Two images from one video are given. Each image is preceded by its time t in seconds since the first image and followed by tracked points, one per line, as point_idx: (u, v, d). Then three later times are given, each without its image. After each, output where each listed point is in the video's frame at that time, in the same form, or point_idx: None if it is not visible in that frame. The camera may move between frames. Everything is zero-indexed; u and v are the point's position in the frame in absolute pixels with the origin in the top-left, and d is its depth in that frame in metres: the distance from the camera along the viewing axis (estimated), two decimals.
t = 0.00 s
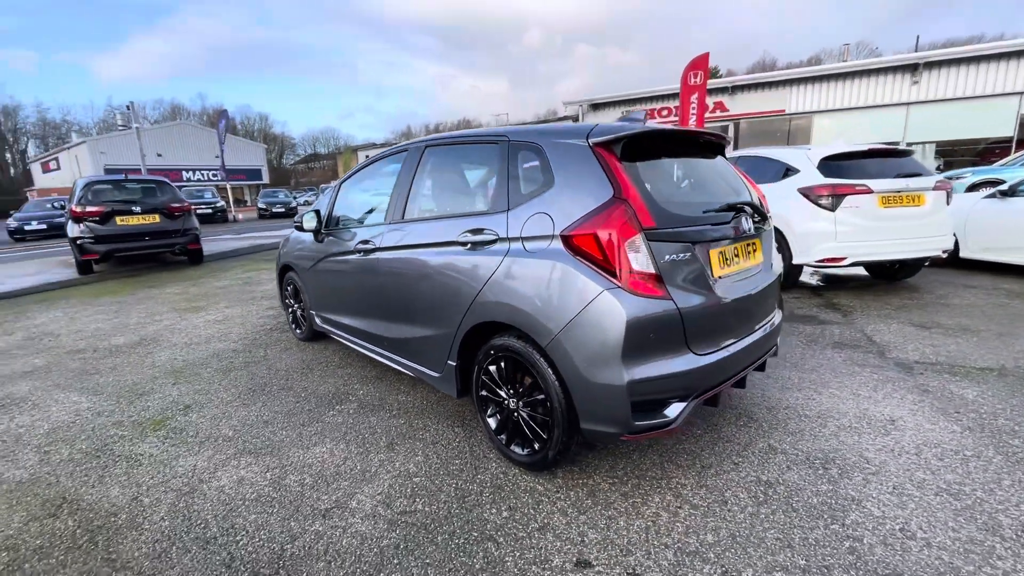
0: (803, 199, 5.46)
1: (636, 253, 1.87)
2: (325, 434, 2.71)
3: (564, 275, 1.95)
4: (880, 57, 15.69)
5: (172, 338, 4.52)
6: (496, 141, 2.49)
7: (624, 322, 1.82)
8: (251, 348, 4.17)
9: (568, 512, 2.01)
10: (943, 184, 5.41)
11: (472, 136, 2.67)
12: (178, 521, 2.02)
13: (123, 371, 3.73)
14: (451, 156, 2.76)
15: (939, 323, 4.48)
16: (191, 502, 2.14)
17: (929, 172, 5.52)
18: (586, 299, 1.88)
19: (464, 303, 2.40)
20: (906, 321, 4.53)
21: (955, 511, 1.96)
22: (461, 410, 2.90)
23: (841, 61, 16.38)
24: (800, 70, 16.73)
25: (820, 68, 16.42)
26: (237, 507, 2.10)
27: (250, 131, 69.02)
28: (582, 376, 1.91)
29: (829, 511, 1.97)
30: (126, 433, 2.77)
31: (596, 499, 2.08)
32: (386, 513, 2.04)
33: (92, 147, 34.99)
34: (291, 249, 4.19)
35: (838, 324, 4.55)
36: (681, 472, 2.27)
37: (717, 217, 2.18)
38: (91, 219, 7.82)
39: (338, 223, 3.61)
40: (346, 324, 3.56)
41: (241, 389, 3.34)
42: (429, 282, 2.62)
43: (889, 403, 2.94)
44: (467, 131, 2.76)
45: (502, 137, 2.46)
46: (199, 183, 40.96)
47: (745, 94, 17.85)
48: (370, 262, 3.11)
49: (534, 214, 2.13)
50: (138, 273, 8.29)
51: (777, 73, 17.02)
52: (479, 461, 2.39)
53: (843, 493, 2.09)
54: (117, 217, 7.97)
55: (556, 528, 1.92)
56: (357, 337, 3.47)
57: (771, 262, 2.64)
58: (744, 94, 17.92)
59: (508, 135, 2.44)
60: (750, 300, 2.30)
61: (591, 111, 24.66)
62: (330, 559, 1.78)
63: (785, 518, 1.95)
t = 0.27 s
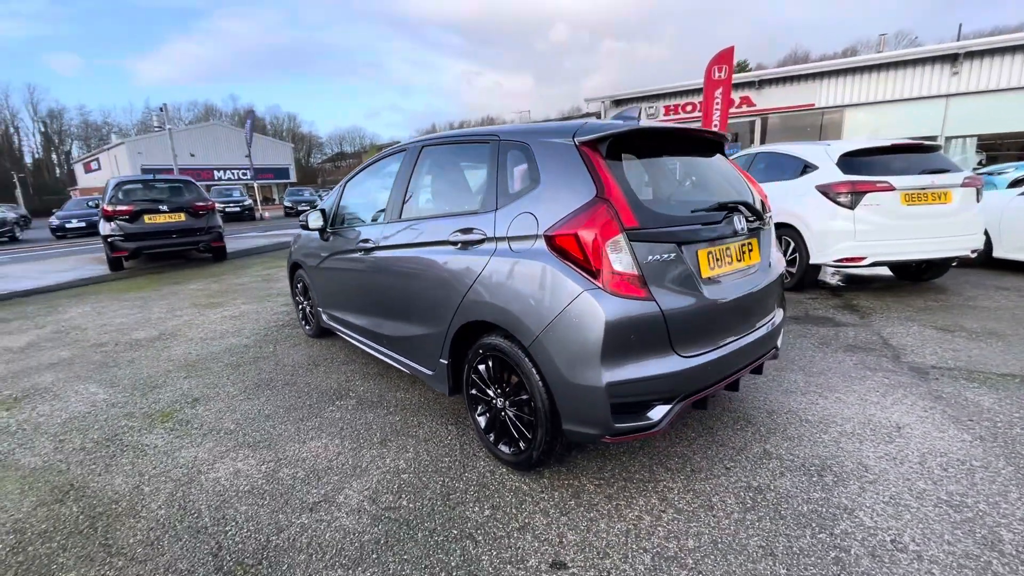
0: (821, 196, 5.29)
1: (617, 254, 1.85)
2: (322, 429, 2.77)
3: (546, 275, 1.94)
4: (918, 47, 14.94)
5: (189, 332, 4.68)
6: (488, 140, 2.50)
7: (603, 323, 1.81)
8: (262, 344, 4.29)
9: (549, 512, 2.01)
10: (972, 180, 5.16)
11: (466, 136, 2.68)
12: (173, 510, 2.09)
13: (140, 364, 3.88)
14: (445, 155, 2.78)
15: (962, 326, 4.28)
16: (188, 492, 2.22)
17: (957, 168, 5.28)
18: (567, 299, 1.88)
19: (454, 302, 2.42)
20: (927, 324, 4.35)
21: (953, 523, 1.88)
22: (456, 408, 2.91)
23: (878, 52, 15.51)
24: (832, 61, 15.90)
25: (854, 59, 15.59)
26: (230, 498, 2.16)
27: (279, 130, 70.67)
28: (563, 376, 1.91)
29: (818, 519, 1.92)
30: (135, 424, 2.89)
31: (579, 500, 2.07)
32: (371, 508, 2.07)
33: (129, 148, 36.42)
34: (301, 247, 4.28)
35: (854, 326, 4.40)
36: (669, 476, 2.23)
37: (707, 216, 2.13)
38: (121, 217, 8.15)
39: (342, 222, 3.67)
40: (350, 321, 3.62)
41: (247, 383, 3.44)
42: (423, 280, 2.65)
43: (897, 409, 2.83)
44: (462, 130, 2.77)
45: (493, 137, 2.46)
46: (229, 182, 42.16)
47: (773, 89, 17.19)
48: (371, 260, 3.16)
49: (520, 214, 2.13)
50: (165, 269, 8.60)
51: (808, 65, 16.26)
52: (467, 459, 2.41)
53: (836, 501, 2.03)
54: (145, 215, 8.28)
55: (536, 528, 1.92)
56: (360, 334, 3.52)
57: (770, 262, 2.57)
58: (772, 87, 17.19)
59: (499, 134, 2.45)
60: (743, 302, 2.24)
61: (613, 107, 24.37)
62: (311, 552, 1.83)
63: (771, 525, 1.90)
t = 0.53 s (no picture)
0: (841, 195, 5.15)
1: (597, 257, 1.84)
2: (322, 425, 2.84)
3: (529, 279, 1.95)
4: (959, 37, 14.18)
5: (207, 329, 4.85)
6: (481, 143, 2.52)
7: (583, 326, 1.81)
8: (274, 341, 4.41)
9: (532, 514, 2.01)
10: (1004, 178, 4.90)
11: (461, 138, 2.72)
12: (174, 500, 2.19)
13: (159, 359, 4.05)
14: (442, 158, 2.81)
15: (987, 332, 4.09)
16: (189, 483, 2.31)
17: (989, 165, 5.02)
18: (547, 303, 1.89)
19: (446, 304, 2.45)
20: (949, 330, 4.17)
21: (949, 539, 1.81)
22: (452, 407, 2.95)
23: (918, 43, 14.64)
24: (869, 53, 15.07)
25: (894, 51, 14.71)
26: (228, 490, 2.24)
27: (307, 131, 72.26)
28: (545, 379, 1.92)
29: (806, 529, 1.87)
30: (148, 417, 3.02)
31: (563, 502, 2.07)
32: (359, 504, 2.12)
33: (166, 150, 37.84)
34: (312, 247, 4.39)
35: (871, 331, 4.25)
36: (658, 481, 2.21)
37: (696, 218, 2.10)
38: (151, 217, 8.50)
39: (349, 223, 3.76)
40: (356, 320, 3.70)
41: (256, 380, 3.55)
42: (419, 281, 2.69)
43: (905, 417, 2.73)
44: (458, 133, 2.80)
45: (486, 140, 2.49)
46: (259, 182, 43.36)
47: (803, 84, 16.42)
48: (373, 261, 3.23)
49: (506, 216, 2.15)
50: (192, 268, 8.92)
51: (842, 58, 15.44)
52: (458, 458, 2.43)
53: (827, 512, 1.97)
54: (174, 215, 8.60)
55: (517, 529, 1.93)
56: (365, 333, 3.60)
57: (769, 264, 2.51)
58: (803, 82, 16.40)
59: (491, 137, 2.47)
60: (735, 305, 2.20)
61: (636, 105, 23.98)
62: (297, 544, 1.88)
63: (756, 534, 1.87)
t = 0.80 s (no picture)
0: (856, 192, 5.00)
1: (567, 254, 1.88)
2: (319, 415, 2.95)
3: (503, 275, 2.01)
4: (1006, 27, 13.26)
5: (225, 323, 5.07)
6: (468, 142, 2.59)
7: (552, 321, 1.85)
8: (285, 335, 4.58)
9: (506, 505, 2.06)
10: None
11: (452, 138, 2.79)
12: (173, 480, 2.32)
13: (176, 350, 4.26)
14: (435, 157, 2.89)
15: (1008, 334, 3.92)
16: (189, 465, 2.45)
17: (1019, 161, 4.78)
18: (519, 298, 1.93)
19: (432, 298, 2.52)
20: (967, 332, 4.00)
21: (925, 543, 1.77)
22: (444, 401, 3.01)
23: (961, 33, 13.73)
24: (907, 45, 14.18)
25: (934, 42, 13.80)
26: (223, 473, 2.36)
27: (336, 132, 73.79)
28: (518, 373, 1.96)
29: (777, 528, 1.86)
30: (159, 404, 3.19)
31: (539, 495, 2.11)
32: (343, 490, 2.20)
33: (201, 151, 39.27)
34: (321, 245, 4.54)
35: (882, 332, 4.12)
36: (636, 476, 2.23)
37: (674, 215, 2.10)
38: (180, 216, 8.88)
39: (352, 221, 3.88)
40: (358, 316, 3.81)
41: (263, 371, 3.70)
42: (411, 277, 2.77)
43: (903, 420, 2.65)
44: (450, 132, 2.88)
45: (473, 139, 2.55)
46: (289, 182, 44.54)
47: (835, 78, 15.59)
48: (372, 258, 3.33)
49: (486, 214, 2.20)
50: (218, 264, 9.27)
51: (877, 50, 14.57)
52: (443, 450, 2.50)
53: (803, 512, 1.95)
54: (201, 214, 8.97)
55: (490, 518, 1.98)
56: (366, 328, 3.70)
57: (757, 261, 2.48)
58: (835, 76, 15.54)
59: (477, 136, 2.53)
60: (714, 303, 2.19)
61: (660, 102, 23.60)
62: (280, 525, 1.98)
63: (726, 531, 1.86)
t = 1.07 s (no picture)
0: (869, 191, 4.87)
1: (536, 254, 1.94)
2: (317, 407, 3.08)
3: (479, 274, 2.09)
4: None
5: (242, 318, 5.30)
6: (458, 145, 2.69)
7: (521, 319, 1.91)
8: (296, 330, 4.76)
9: (481, 497, 2.13)
10: None
11: (445, 141, 2.89)
12: (176, 464, 2.48)
13: (194, 343, 4.48)
14: (429, 159, 3.00)
15: None
16: (193, 451, 2.61)
17: None
18: (491, 296, 2.01)
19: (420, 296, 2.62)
20: (981, 337, 3.87)
21: (892, 548, 1.76)
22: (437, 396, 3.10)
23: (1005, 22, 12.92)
24: (946, 37, 13.40)
25: (976, 32, 13.02)
26: (221, 459, 2.51)
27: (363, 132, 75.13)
28: (492, 369, 2.03)
29: (743, 528, 1.88)
30: (173, 394, 3.38)
31: (514, 488, 2.17)
32: (329, 478, 2.31)
33: (234, 152, 40.61)
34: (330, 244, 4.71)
35: (891, 335, 4.02)
36: (612, 473, 2.26)
37: (648, 216, 2.13)
38: (207, 215, 9.26)
39: (358, 220, 4.03)
40: (361, 313, 3.94)
41: (271, 364, 3.86)
42: (403, 275, 2.88)
43: (894, 425, 2.60)
44: (444, 135, 2.98)
45: (462, 142, 2.65)
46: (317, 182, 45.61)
47: (869, 72, 14.82)
48: (372, 256, 3.46)
49: (467, 215, 2.29)
50: (243, 262, 9.63)
51: (913, 43, 13.80)
52: (429, 443, 2.59)
53: (772, 513, 1.96)
54: (227, 213, 9.34)
55: (463, 509, 2.06)
56: (367, 325, 3.83)
57: (741, 262, 2.48)
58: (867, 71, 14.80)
59: (466, 139, 2.63)
60: (690, 303, 2.21)
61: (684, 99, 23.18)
62: (267, 509, 2.10)
63: (691, 529, 1.89)
